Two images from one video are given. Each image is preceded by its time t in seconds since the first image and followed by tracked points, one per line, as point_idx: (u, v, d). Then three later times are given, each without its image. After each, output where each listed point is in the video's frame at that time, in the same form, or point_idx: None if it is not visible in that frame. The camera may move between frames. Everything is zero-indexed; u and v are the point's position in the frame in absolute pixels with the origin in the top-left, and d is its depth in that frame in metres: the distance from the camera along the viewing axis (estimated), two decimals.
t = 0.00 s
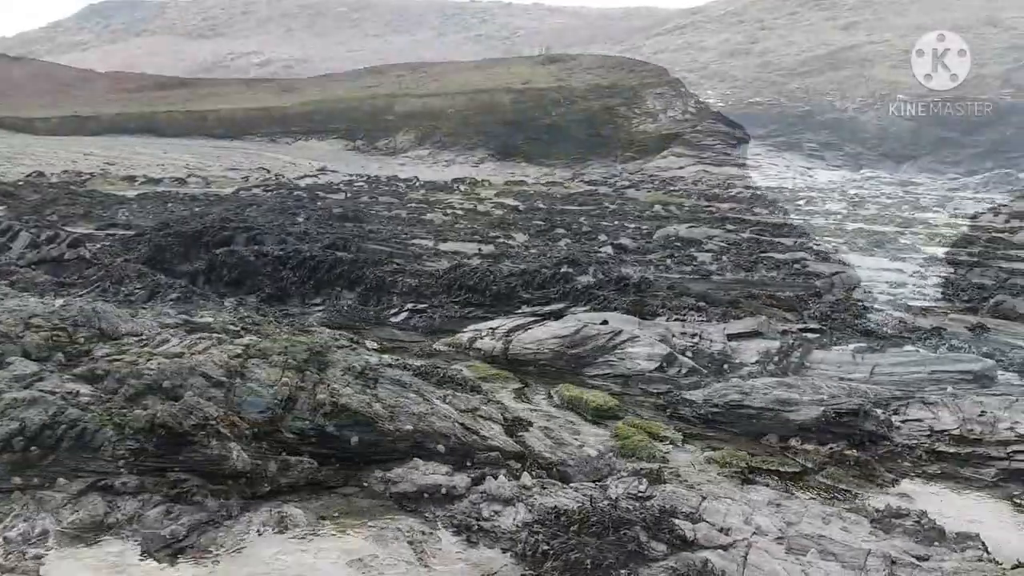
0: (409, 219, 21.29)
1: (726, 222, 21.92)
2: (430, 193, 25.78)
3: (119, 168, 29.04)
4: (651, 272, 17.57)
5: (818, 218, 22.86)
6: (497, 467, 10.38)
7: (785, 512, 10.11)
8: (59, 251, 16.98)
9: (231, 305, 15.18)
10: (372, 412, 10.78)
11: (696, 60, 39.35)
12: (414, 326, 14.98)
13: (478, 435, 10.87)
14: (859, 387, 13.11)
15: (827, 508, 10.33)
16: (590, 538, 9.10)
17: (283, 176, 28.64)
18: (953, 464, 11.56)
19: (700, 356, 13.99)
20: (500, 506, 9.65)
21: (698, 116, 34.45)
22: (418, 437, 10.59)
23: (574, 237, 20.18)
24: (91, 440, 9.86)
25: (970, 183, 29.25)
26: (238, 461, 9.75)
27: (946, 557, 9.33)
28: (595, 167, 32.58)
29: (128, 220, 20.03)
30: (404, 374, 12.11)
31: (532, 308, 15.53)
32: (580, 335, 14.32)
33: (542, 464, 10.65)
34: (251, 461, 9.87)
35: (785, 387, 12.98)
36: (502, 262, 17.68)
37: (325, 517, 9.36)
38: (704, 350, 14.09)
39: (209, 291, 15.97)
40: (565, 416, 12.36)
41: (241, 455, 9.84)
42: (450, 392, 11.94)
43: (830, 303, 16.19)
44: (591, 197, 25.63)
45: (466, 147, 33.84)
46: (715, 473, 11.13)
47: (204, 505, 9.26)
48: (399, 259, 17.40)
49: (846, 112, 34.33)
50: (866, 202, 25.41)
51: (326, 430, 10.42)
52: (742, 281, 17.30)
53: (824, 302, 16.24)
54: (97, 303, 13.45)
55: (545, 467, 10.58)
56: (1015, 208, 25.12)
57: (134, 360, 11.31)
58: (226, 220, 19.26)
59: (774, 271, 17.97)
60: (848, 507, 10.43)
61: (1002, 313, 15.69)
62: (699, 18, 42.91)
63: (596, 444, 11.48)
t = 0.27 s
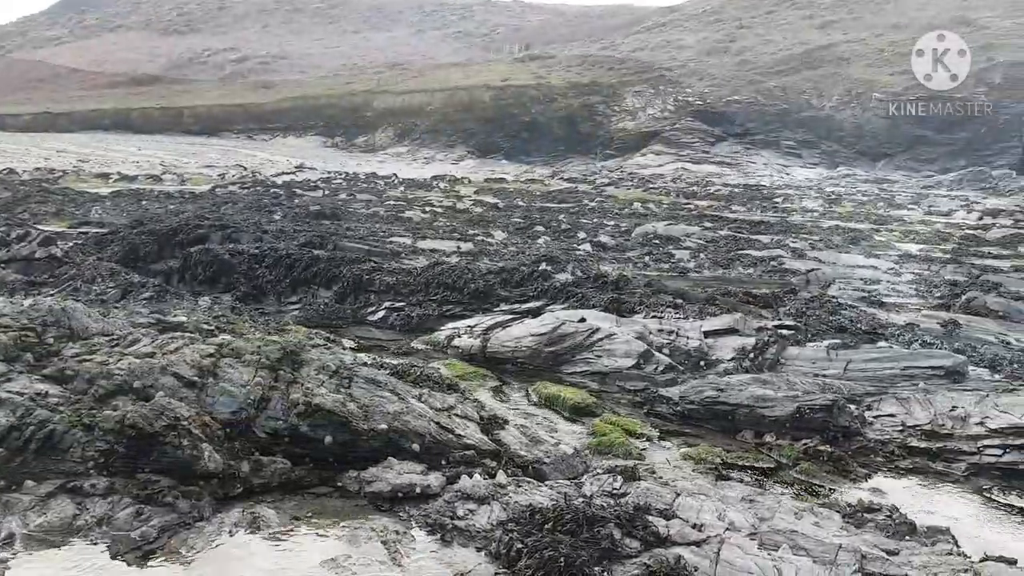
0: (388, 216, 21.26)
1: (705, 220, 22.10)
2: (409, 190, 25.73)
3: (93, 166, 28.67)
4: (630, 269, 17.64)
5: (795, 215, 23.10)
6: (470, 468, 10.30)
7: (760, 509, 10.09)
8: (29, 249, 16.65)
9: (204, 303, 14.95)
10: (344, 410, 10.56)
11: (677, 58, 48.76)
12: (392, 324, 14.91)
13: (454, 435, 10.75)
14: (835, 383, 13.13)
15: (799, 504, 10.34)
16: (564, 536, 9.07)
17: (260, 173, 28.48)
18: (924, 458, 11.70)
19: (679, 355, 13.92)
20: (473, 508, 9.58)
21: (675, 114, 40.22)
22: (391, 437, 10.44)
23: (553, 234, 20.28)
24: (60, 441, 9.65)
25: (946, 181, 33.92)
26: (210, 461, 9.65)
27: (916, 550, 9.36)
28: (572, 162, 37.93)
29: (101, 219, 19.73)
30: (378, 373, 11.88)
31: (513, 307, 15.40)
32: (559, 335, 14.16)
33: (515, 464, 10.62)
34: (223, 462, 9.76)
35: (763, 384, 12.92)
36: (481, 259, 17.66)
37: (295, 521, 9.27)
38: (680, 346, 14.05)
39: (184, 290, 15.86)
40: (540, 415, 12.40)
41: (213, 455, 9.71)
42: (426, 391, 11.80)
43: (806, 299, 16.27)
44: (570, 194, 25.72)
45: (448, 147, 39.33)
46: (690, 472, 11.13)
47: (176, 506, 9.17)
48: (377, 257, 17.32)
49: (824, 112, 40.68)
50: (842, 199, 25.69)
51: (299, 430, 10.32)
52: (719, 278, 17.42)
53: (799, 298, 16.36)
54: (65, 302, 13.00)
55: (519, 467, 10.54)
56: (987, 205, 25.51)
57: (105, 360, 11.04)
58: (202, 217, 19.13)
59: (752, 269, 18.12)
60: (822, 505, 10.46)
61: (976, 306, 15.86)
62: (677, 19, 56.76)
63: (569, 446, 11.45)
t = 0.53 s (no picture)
0: (361, 214, 21.20)
1: (679, 218, 22.27)
2: (383, 188, 25.67)
3: (60, 164, 28.22)
4: (604, 267, 17.73)
5: (767, 213, 23.36)
6: (442, 466, 10.32)
7: (728, 504, 10.17)
8: None
9: (174, 303, 14.82)
10: (314, 409, 10.50)
11: (650, 56, 48.95)
12: (365, 323, 14.87)
13: (425, 433, 10.74)
14: (804, 378, 13.31)
15: (766, 499, 10.43)
16: (533, 533, 9.07)
17: (233, 171, 28.22)
18: (891, 452, 11.87)
19: (652, 351, 14.01)
20: (444, 506, 9.59)
21: (654, 109, 40.80)
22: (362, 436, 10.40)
23: (528, 231, 20.35)
24: (23, 443, 9.48)
25: (915, 179, 34.58)
26: (177, 462, 9.54)
27: (881, 543, 9.38)
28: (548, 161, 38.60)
29: (68, 218, 19.47)
30: (349, 371, 11.83)
31: (487, 304, 15.40)
32: (534, 332, 14.19)
33: (487, 461, 10.63)
34: (190, 462, 9.68)
35: (735, 380, 13.04)
36: (455, 257, 17.67)
37: (263, 521, 9.22)
38: (653, 343, 14.13)
39: (153, 290, 15.74)
40: (513, 413, 12.47)
41: (180, 456, 9.61)
42: (398, 390, 11.78)
43: (777, 296, 16.47)
44: (545, 192, 25.79)
45: (423, 145, 40.02)
46: (660, 468, 11.20)
47: (141, 508, 9.06)
48: (350, 255, 17.25)
49: (797, 110, 41.12)
50: (814, 197, 26.03)
51: (268, 430, 10.26)
52: (692, 276, 17.56)
53: (770, 295, 16.56)
54: (29, 302, 12.78)
55: (490, 465, 10.56)
56: (955, 203, 25.98)
57: (70, 361, 10.85)
58: (172, 216, 18.96)
59: (724, 266, 18.31)
60: (789, 498, 10.58)
61: (942, 301, 16.15)
62: (653, 18, 58.10)
63: (541, 443, 11.50)
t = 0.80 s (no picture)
0: (330, 214, 21.07)
1: (649, 217, 22.43)
2: (354, 187, 25.55)
3: (22, 163, 27.74)
4: (574, 267, 17.81)
5: (736, 212, 23.62)
6: (407, 468, 10.33)
7: (692, 500, 10.23)
8: None
9: (137, 304, 14.66)
10: (277, 412, 10.43)
11: (621, 56, 49.32)
12: (333, 324, 14.84)
13: (391, 434, 10.72)
14: (769, 376, 13.49)
15: (729, 495, 10.51)
16: (497, 533, 9.07)
17: (200, 170, 27.92)
18: (854, 448, 12.05)
19: (620, 350, 14.10)
20: (409, 507, 9.59)
21: (624, 109, 41.05)
22: (327, 438, 10.37)
23: (499, 231, 20.39)
24: None
25: (881, 179, 35.21)
26: (136, 466, 9.43)
27: (841, 537, 9.36)
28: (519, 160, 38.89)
29: (30, 218, 19.15)
30: (315, 373, 11.78)
31: (456, 303, 15.41)
32: (502, 332, 14.23)
33: (453, 462, 10.64)
34: (150, 466, 9.58)
35: (700, 377, 13.16)
36: (425, 257, 17.63)
37: (225, 525, 9.17)
38: (621, 342, 14.22)
39: (117, 291, 15.63)
40: (481, 413, 12.49)
41: (140, 460, 9.51)
42: (364, 391, 11.75)
43: (743, 295, 16.67)
44: (516, 191, 25.84)
45: (393, 143, 40.38)
46: (625, 466, 11.25)
47: (100, 513, 8.95)
48: (318, 255, 17.15)
49: (767, 109, 41.65)
50: (782, 196, 26.35)
51: (230, 433, 10.19)
52: (660, 275, 17.72)
53: (737, 293, 16.74)
54: None
55: (457, 466, 10.57)
56: (919, 202, 26.44)
57: (26, 363, 10.64)
58: (137, 215, 18.74)
59: (692, 264, 18.50)
60: (752, 495, 10.70)
61: (903, 298, 16.45)
62: (624, 18, 58.44)
63: (507, 442, 11.53)
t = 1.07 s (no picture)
0: (293, 214, 20.89)
1: (614, 217, 22.59)
2: (317, 187, 25.34)
3: None
4: (540, 266, 17.87)
5: (700, 211, 23.90)
6: (367, 470, 10.29)
7: (651, 496, 10.33)
8: None
9: (93, 307, 14.47)
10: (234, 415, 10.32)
11: (587, 56, 49.58)
12: (294, 325, 14.75)
13: (351, 436, 10.67)
14: (729, 373, 13.67)
15: (688, 491, 10.63)
16: (456, 533, 9.05)
17: (159, 170, 27.48)
18: (811, 443, 12.26)
19: (583, 349, 14.17)
20: (368, 509, 9.56)
21: (589, 110, 41.26)
22: (285, 442, 10.29)
23: (464, 231, 20.39)
24: None
25: (842, 179, 35.89)
26: (89, 471, 9.27)
27: (796, 531, 9.49)
28: (486, 160, 38.97)
29: None
30: (274, 375, 11.67)
31: (419, 304, 15.39)
32: (465, 332, 14.22)
33: (414, 463, 10.63)
34: (103, 471, 9.43)
35: (662, 375, 13.29)
36: (388, 257, 17.57)
37: (180, 529, 9.08)
38: (585, 341, 14.30)
39: (73, 293, 15.52)
40: (444, 413, 12.49)
41: (92, 465, 9.34)
42: (325, 393, 11.68)
43: (706, 294, 16.87)
44: (482, 191, 25.85)
45: (358, 143, 40.24)
46: (587, 465, 11.32)
47: (50, 520, 8.77)
48: (280, 256, 17.01)
49: (731, 110, 42.19)
50: (745, 196, 26.72)
51: (186, 437, 10.06)
52: (625, 274, 17.86)
53: (699, 292, 16.94)
54: None
55: (418, 468, 10.55)
56: (878, 201, 27.00)
57: None
58: (93, 216, 18.47)
59: (656, 264, 18.68)
60: (711, 490, 10.83)
61: (860, 296, 16.79)
62: (590, 19, 58.77)
63: (469, 442, 11.54)
